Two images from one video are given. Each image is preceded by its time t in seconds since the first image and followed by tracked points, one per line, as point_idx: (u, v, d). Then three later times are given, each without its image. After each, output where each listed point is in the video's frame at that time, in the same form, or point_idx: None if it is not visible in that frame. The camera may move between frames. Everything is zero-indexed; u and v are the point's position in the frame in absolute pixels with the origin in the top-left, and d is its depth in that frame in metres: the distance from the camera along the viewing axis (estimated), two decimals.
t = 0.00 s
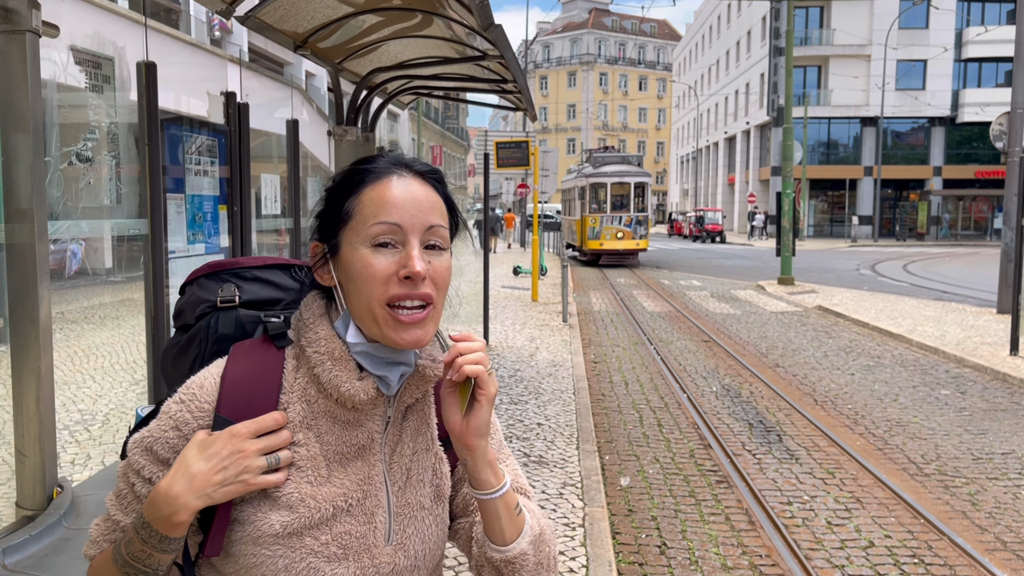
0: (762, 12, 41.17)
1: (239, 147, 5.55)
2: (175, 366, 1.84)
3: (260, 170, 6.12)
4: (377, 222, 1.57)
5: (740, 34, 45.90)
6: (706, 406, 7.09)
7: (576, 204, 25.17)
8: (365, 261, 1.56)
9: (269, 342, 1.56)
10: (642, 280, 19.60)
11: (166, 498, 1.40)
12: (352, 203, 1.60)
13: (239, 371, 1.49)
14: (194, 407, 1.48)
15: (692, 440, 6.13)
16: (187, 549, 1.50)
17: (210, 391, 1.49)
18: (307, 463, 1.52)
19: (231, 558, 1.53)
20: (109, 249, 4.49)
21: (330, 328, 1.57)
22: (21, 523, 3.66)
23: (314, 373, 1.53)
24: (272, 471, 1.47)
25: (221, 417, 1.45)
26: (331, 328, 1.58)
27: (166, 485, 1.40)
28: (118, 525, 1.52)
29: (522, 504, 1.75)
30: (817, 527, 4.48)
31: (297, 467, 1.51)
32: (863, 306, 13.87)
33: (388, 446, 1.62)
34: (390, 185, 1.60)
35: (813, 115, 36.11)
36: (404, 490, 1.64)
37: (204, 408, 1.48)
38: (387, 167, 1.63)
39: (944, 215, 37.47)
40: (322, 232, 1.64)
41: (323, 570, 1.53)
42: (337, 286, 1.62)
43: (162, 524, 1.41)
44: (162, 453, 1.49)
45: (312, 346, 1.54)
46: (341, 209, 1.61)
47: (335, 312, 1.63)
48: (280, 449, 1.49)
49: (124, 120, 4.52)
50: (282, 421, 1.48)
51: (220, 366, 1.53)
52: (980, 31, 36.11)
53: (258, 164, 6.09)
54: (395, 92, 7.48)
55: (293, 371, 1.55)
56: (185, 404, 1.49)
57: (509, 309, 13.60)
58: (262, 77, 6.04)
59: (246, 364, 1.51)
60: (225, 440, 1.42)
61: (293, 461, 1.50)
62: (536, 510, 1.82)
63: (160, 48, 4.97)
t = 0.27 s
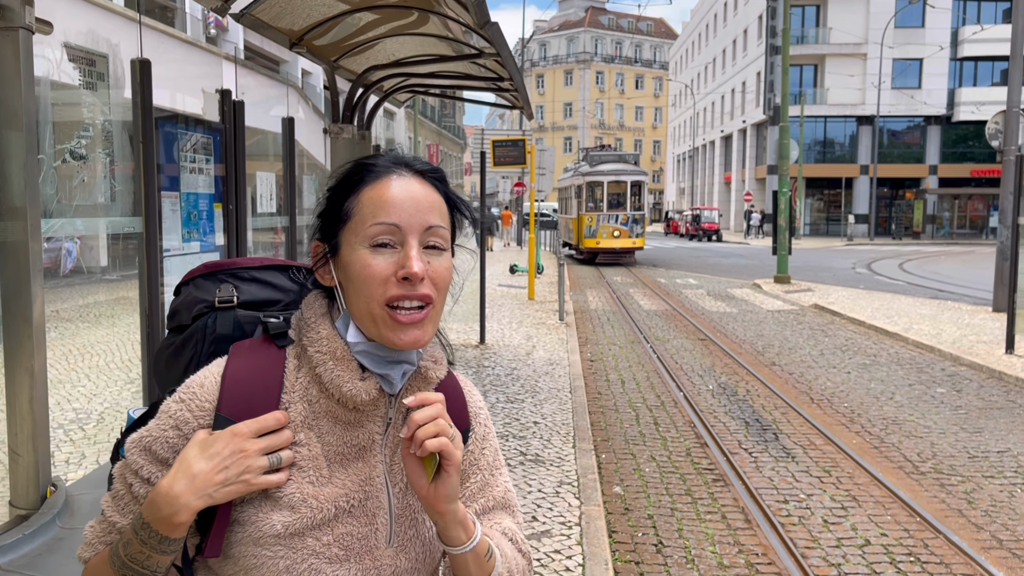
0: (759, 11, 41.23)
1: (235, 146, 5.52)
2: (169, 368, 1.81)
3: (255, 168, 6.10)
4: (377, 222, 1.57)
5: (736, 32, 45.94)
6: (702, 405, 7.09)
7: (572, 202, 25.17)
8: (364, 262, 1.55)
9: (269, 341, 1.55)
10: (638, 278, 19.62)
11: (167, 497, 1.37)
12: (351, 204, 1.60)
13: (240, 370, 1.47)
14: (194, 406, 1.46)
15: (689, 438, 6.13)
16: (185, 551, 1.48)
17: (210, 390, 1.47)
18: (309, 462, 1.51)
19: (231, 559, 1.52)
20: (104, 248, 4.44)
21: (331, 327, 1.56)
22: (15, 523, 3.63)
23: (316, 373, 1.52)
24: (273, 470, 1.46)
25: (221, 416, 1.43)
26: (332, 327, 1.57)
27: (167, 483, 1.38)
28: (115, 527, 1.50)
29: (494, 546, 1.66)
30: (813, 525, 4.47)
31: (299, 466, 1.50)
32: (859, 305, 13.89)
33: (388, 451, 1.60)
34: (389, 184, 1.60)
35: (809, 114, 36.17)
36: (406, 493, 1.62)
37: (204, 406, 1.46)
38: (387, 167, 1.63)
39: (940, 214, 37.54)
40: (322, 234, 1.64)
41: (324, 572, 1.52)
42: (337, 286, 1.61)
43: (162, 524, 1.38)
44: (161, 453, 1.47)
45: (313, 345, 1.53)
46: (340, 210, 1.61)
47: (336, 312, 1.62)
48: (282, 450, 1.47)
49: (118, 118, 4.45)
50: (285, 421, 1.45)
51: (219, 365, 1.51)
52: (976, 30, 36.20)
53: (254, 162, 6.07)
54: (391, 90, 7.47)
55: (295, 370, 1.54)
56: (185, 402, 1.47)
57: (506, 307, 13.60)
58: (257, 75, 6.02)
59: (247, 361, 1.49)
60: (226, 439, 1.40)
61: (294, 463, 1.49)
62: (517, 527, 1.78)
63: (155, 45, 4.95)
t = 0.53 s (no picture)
0: (755, 9, 41.27)
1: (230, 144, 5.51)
2: (159, 367, 1.77)
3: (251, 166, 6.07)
4: (380, 219, 1.56)
5: (733, 31, 45.97)
6: (699, 403, 7.10)
7: (569, 201, 25.16)
8: (367, 258, 1.54)
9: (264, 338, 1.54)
10: (634, 277, 19.61)
11: (164, 496, 1.35)
12: (354, 200, 1.59)
13: (237, 368, 1.47)
14: (191, 403, 1.45)
15: (685, 437, 6.13)
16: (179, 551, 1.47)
17: (207, 388, 1.46)
18: (306, 461, 1.50)
19: (226, 558, 1.50)
20: (99, 246, 4.42)
21: (331, 326, 1.55)
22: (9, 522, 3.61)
23: (315, 371, 1.51)
24: (270, 469, 1.44)
25: (219, 414, 1.42)
26: (332, 325, 1.56)
27: (164, 482, 1.36)
28: (108, 527, 1.48)
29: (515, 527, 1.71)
30: (809, 523, 4.48)
31: (295, 465, 1.49)
32: (855, 304, 13.91)
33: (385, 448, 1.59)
34: (392, 182, 1.60)
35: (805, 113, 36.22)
36: (402, 492, 1.62)
37: (201, 404, 1.45)
38: (390, 164, 1.62)
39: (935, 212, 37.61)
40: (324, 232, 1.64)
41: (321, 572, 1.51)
42: (338, 282, 1.60)
43: (158, 523, 1.36)
44: (156, 452, 1.45)
45: (312, 344, 1.52)
46: (342, 207, 1.60)
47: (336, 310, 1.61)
48: (280, 448, 1.46)
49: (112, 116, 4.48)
50: (282, 419, 1.44)
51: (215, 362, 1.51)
52: (972, 29, 36.28)
53: (250, 160, 6.04)
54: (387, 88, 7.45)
55: (293, 368, 1.53)
56: (181, 400, 1.46)
57: (502, 306, 13.59)
58: (252, 73, 5.99)
59: (243, 360, 1.48)
60: (224, 436, 1.38)
61: (292, 461, 1.48)
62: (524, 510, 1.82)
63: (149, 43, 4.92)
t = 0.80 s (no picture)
0: (751, 8, 41.30)
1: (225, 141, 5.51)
2: (157, 367, 1.71)
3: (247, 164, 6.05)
4: (384, 224, 1.56)
5: (729, 30, 46.01)
6: (695, 402, 7.10)
7: (565, 200, 25.16)
8: (370, 265, 1.55)
9: (267, 339, 1.52)
10: (631, 275, 19.63)
11: (164, 498, 1.34)
12: (357, 205, 1.59)
13: (239, 369, 1.45)
14: (191, 405, 1.43)
15: (682, 437, 6.11)
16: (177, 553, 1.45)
17: (208, 389, 1.45)
18: (307, 464, 1.48)
19: (223, 560, 1.49)
20: (95, 245, 4.41)
21: (334, 330, 1.55)
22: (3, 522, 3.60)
23: (318, 375, 1.50)
24: (271, 472, 1.43)
25: (219, 415, 1.40)
26: (335, 329, 1.55)
27: (164, 484, 1.35)
28: (105, 527, 1.47)
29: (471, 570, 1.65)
30: (805, 522, 4.48)
31: (296, 468, 1.48)
32: (851, 302, 13.94)
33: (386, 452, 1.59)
34: (397, 186, 1.59)
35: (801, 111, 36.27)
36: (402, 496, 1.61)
37: (201, 406, 1.44)
38: (394, 168, 1.62)
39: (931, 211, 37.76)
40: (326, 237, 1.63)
41: None
42: (343, 288, 1.61)
43: (158, 525, 1.35)
44: (156, 453, 1.44)
45: (316, 348, 1.51)
46: (346, 211, 1.60)
47: (339, 314, 1.61)
48: (280, 451, 1.45)
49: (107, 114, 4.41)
50: (283, 422, 1.43)
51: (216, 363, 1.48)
52: (967, 28, 36.36)
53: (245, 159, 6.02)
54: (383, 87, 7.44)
55: (295, 372, 1.51)
56: (182, 401, 1.44)
57: (498, 304, 13.59)
58: (248, 71, 5.97)
59: (245, 361, 1.46)
60: (225, 438, 1.37)
61: (294, 465, 1.47)
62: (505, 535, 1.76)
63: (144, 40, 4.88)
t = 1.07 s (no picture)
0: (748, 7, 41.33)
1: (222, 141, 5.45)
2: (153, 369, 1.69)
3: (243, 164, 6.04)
4: (383, 227, 1.56)
5: (725, 29, 46.04)
6: (691, 401, 7.11)
7: (562, 199, 25.15)
8: (368, 267, 1.54)
9: (262, 339, 1.52)
10: (627, 274, 19.64)
11: (160, 498, 1.34)
12: (357, 206, 1.58)
13: (235, 369, 1.44)
14: (188, 405, 1.43)
15: (679, 436, 6.11)
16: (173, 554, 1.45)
17: (204, 388, 1.44)
18: (304, 464, 1.48)
19: (219, 561, 1.49)
20: (90, 244, 4.39)
21: (330, 330, 1.55)
22: None
23: (313, 374, 1.49)
24: (268, 472, 1.43)
25: (216, 416, 1.40)
26: (331, 329, 1.55)
27: (161, 484, 1.34)
28: (100, 529, 1.46)
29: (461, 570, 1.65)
30: (801, 520, 4.49)
31: (293, 468, 1.48)
32: (847, 301, 13.96)
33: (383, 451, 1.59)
34: (398, 188, 1.58)
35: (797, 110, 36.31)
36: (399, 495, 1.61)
37: (198, 406, 1.43)
38: (395, 170, 1.61)
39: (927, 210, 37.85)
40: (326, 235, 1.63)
41: None
42: (340, 287, 1.61)
43: (154, 525, 1.35)
44: (152, 454, 1.43)
45: (312, 348, 1.51)
46: (346, 211, 1.59)
47: (336, 313, 1.61)
48: (278, 451, 1.45)
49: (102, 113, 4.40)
50: (281, 422, 1.43)
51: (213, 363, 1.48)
52: (963, 27, 36.43)
53: (241, 158, 6.01)
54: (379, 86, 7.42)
55: (291, 372, 1.51)
56: (178, 401, 1.43)
57: (495, 303, 13.58)
58: (244, 70, 5.95)
59: (241, 360, 1.46)
60: (221, 439, 1.37)
61: (290, 465, 1.47)
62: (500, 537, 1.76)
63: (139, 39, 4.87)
